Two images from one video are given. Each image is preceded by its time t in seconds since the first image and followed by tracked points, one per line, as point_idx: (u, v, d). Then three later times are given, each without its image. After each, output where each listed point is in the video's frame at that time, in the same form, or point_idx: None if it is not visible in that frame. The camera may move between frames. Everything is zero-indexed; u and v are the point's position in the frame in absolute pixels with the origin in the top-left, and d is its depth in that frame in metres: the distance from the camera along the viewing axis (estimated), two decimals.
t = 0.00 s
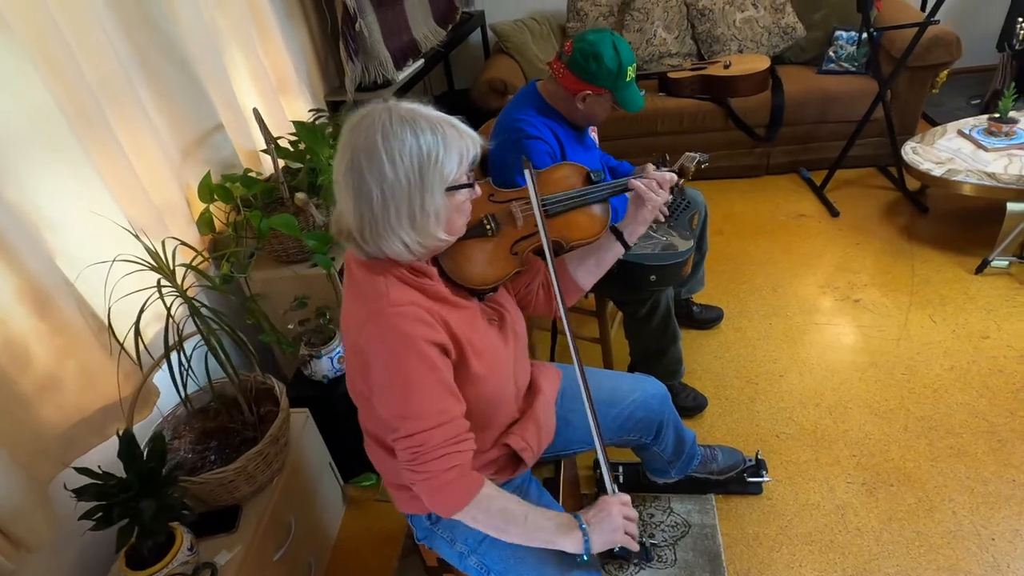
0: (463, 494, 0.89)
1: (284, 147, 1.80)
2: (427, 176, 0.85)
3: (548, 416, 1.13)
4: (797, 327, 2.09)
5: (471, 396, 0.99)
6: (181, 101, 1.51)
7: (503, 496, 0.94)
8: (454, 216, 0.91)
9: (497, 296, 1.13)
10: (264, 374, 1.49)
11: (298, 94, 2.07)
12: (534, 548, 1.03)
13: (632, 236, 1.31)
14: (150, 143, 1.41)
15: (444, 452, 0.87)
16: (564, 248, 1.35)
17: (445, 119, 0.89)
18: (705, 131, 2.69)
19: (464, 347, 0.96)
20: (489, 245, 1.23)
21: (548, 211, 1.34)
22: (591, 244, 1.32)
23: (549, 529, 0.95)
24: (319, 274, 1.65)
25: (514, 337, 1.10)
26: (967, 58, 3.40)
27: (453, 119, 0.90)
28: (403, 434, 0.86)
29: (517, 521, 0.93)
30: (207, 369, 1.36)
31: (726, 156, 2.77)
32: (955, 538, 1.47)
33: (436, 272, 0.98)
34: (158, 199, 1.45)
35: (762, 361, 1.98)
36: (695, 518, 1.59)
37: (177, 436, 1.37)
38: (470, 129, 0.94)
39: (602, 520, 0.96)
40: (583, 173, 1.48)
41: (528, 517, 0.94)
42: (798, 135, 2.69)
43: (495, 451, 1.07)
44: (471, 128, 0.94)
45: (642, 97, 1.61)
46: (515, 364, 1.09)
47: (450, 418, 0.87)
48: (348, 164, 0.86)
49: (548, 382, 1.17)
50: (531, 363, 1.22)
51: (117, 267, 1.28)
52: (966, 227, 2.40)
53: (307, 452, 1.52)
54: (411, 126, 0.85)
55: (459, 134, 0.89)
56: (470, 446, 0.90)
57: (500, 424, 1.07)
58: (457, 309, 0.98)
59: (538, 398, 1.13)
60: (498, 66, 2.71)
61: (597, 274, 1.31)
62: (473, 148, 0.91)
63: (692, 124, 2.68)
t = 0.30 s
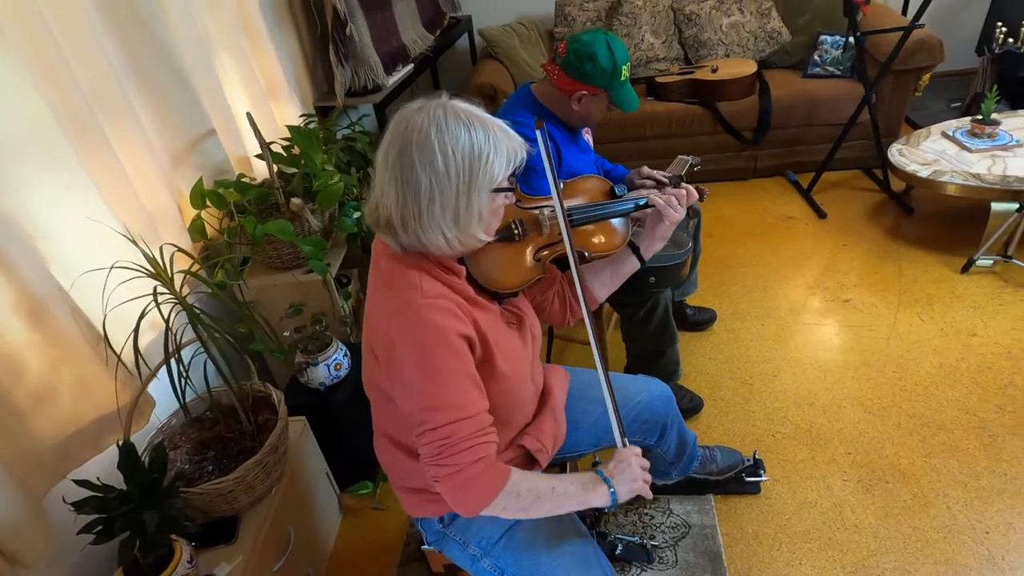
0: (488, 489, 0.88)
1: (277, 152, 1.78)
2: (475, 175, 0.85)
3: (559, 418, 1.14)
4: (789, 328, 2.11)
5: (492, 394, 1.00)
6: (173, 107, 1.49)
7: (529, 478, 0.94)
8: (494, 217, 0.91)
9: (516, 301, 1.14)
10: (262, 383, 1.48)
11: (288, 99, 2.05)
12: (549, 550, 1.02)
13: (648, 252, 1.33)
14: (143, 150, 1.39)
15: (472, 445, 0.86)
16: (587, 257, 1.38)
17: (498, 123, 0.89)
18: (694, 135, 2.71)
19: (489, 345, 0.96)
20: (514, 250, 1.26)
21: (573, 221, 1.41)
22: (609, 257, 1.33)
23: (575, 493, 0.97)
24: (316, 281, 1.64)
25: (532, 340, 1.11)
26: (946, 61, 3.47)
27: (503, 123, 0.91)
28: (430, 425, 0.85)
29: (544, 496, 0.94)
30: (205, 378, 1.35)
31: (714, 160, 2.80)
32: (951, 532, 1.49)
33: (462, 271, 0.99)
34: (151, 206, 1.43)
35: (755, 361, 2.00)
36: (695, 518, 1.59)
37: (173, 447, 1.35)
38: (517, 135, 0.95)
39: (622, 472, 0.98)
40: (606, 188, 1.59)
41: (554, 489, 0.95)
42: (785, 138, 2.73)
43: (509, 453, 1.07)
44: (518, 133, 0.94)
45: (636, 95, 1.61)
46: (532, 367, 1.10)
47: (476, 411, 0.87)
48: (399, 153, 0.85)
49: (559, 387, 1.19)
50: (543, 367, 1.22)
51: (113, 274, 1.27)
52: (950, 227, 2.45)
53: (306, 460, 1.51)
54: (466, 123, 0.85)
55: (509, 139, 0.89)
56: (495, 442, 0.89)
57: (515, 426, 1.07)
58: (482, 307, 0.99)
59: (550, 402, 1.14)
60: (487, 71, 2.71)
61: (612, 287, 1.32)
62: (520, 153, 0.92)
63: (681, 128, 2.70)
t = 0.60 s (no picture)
0: (494, 486, 0.89)
1: (267, 163, 1.79)
2: (470, 187, 0.86)
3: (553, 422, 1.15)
4: (778, 329, 2.13)
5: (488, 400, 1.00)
6: (162, 118, 1.49)
7: (527, 442, 0.95)
8: (488, 227, 0.92)
9: (508, 309, 1.15)
10: (257, 394, 1.48)
11: (277, 110, 2.05)
12: (546, 555, 1.04)
13: (640, 257, 1.35)
14: (132, 161, 1.39)
15: (475, 446, 0.87)
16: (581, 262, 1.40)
17: (490, 134, 0.90)
18: (680, 141, 2.75)
19: (484, 351, 0.97)
20: (509, 258, 1.27)
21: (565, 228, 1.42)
22: (603, 263, 1.34)
23: (571, 430, 0.99)
24: (309, 290, 1.64)
25: (524, 347, 1.12)
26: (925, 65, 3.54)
27: (495, 135, 0.92)
28: (434, 427, 0.86)
29: (545, 453, 0.96)
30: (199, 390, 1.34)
31: (701, 165, 2.83)
32: (941, 528, 1.51)
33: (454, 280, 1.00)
34: (141, 218, 1.42)
35: (746, 363, 2.02)
36: (690, 520, 1.60)
37: (167, 460, 1.34)
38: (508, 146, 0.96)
39: (609, 389, 1.02)
40: (598, 194, 1.58)
41: (552, 437, 0.97)
42: (770, 142, 2.77)
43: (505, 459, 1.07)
44: (509, 144, 0.95)
45: (620, 97, 1.63)
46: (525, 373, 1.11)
47: (478, 411, 0.88)
48: (392, 165, 0.86)
49: (553, 392, 1.20)
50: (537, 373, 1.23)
51: (105, 287, 1.26)
52: (933, 228, 2.49)
53: (301, 471, 1.50)
54: (460, 135, 0.86)
55: (502, 150, 0.91)
56: (498, 441, 0.90)
57: (511, 432, 1.07)
58: (475, 314, 1.00)
59: (544, 407, 1.15)
60: (474, 80, 2.73)
61: (606, 291, 1.34)
62: (513, 164, 0.93)
63: (668, 134, 2.73)
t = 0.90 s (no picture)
0: (470, 507, 0.90)
1: (259, 174, 1.79)
2: (436, 200, 0.87)
3: (543, 428, 1.15)
4: (770, 332, 2.15)
5: (470, 414, 1.01)
6: (155, 130, 1.49)
7: (510, 484, 0.96)
8: (459, 238, 0.93)
9: (490, 317, 1.15)
10: (252, 404, 1.48)
11: (269, 121, 2.06)
12: (539, 562, 1.04)
13: (622, 256, 1.35)
14: (125, 174, 1.38)
15: (451, 466, 0.88)
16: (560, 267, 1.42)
17: (455, 145, 0.91)
18: (670, 147, 2.77)
19: (463, 366, 0.98)
20: (489, 266, 1.31)
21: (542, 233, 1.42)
22: (582, 265, 1.35)
23: (557, 483, 0.98)
24: (302, 299, 1.65)
25: (508, 356, 1.12)
26: (908, 70, 3.59)
27: (460, 146, 0.93)
28: (408, 451, 0.87)
29: (527, 498, 0.96)
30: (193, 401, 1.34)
31: (691, 170, 2.86)
32: (933, 526, 1.53)
33: (434, 293, 1.00)
34: (134, 229, 1.42)
35: (739, 366, 2.04)
36: (686, 523, 1.61)
37: (161, 471, 1.33)
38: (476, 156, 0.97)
39: (603, 453, 1.00)
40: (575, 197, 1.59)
41: (536, 486, 0.97)
42: (758, 147, 2.80)
43: (495, 466, 1.08)
44: (476, 154, 0.96)
45: (608, 93, 1.65)
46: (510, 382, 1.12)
47: (454, 432, 0.88)
48: (359, 183, 0.87)
49: (543, 398, 1.20)
50: (526, 378, 1.24)
51: (99, 298, 1.26)
52: (919, 230, 2.52)
53: (296, 481, 1.50)
54: (424, 149, 0.87)
55: (468, 161, 0.91)
56: (474, 460, 0.91)
57: (498, 440, 1.08)
58: (455, 328, 1.00)
59: (534, 413, 1.16)
60: (465, 89, 2.75)
61: (589, 293, 1.35)
62: (480, 173, 0.94)
63: (657, 140, 2.76)
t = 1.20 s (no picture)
0: (465, 502, 0.90)
1: (255, 178, 1.80)
2: (405, 194, 0.89)
3: (537, 425, 1.16)
4: (766, 333, 2.16)
5: (461, 411, 1.02)
6: (153, 136, 1.51)
7: (505, 494, 0.96)
8: (435, 230, 0.94)
9: (479, 312, 1.17)
10: (251, 407, 1.48)
11: (266, 126, 2.07)
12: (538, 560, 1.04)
13: (602, 244, 1.35)
14: (123, 180, 1.39)
15: (443, 461, 0.88)
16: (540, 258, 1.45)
17: (419, 141, 0.93)
18: (665, 149, 2.79)
19: (450, 362, 0.98)
20: (469, 261, 1.32)
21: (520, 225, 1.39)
22: (564, 255, 1.36)
23: (553, 510, 0.98)
24: (299, 303, 1.66)
25: (498, 350, 1.14)
26: (901, 72, 3.62)
27: (425, 141, 0.94)
28: (401, 450, 0.87)
29: (522, 513, 0.96)
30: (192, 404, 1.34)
31: (686, 173, 2.88)
32: (928, 524, 1.54)
33: (419, 291, 1.01)
34: (133, 234, 1.43)
35: (735, 367, 2.05)
36: (683, 523, 1.61)
37: (162, 475, 1.34)
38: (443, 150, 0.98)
39: (602, 492, 1.00)
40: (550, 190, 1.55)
41: (532, 506, 0.97)
42: (753, 149, 2.82)
43: (491, 463, 1.10)
44: (443, 148, 0.98)
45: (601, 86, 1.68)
46: (501, 378, 1.13)
47: (444, 428, 0.89)
48: (329, 187, 0.88)
49: (537, 395, 1.21)
50: (520, 376, 1.25)
51: (98, 302, 1.27)
52: (913, 231, 2.53)
53: (295, 484, 1.50)
54: (389, 147, 0.89)
55: (433, 154, 0.93)
56: (466, 455, 0.91)
57: (493, 436, 1.09)
58: (441, 326, 1.01)
59: (527, 410, 1.17)
60: (462, 93, 2.77)
61: (572, 283, 1.36)
62: (448, 165, 0.96)
63: (653, 143, 2.77)
